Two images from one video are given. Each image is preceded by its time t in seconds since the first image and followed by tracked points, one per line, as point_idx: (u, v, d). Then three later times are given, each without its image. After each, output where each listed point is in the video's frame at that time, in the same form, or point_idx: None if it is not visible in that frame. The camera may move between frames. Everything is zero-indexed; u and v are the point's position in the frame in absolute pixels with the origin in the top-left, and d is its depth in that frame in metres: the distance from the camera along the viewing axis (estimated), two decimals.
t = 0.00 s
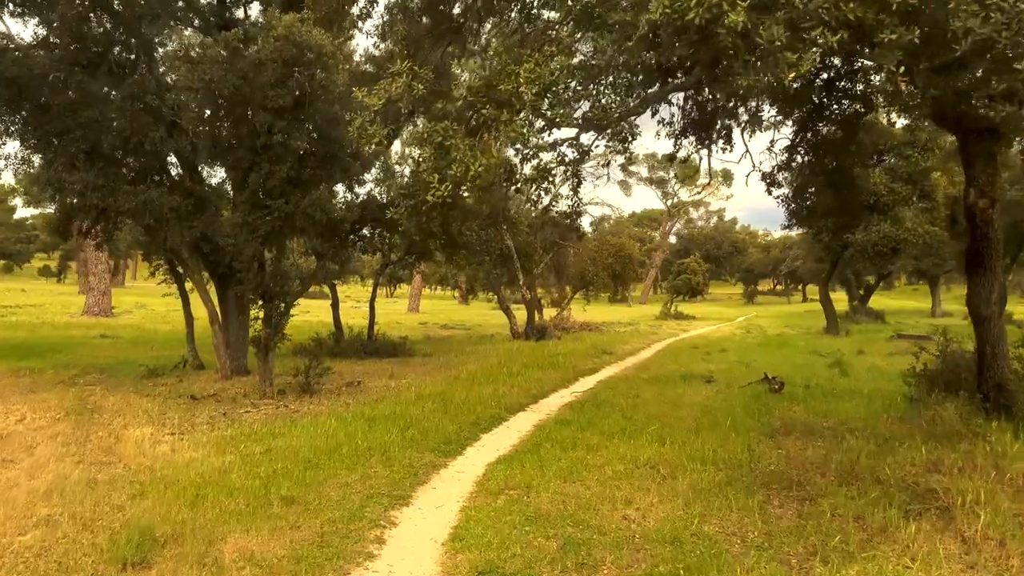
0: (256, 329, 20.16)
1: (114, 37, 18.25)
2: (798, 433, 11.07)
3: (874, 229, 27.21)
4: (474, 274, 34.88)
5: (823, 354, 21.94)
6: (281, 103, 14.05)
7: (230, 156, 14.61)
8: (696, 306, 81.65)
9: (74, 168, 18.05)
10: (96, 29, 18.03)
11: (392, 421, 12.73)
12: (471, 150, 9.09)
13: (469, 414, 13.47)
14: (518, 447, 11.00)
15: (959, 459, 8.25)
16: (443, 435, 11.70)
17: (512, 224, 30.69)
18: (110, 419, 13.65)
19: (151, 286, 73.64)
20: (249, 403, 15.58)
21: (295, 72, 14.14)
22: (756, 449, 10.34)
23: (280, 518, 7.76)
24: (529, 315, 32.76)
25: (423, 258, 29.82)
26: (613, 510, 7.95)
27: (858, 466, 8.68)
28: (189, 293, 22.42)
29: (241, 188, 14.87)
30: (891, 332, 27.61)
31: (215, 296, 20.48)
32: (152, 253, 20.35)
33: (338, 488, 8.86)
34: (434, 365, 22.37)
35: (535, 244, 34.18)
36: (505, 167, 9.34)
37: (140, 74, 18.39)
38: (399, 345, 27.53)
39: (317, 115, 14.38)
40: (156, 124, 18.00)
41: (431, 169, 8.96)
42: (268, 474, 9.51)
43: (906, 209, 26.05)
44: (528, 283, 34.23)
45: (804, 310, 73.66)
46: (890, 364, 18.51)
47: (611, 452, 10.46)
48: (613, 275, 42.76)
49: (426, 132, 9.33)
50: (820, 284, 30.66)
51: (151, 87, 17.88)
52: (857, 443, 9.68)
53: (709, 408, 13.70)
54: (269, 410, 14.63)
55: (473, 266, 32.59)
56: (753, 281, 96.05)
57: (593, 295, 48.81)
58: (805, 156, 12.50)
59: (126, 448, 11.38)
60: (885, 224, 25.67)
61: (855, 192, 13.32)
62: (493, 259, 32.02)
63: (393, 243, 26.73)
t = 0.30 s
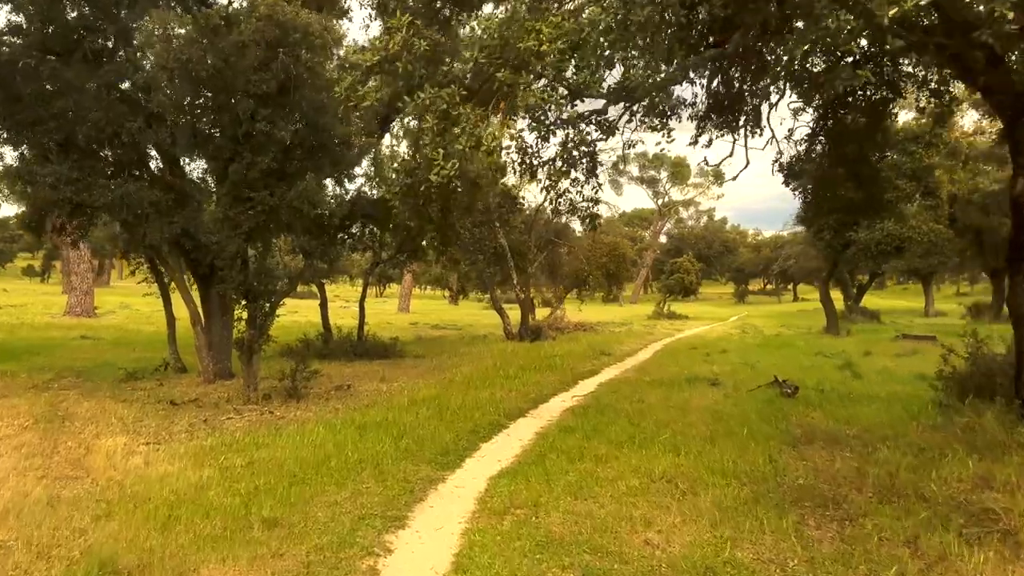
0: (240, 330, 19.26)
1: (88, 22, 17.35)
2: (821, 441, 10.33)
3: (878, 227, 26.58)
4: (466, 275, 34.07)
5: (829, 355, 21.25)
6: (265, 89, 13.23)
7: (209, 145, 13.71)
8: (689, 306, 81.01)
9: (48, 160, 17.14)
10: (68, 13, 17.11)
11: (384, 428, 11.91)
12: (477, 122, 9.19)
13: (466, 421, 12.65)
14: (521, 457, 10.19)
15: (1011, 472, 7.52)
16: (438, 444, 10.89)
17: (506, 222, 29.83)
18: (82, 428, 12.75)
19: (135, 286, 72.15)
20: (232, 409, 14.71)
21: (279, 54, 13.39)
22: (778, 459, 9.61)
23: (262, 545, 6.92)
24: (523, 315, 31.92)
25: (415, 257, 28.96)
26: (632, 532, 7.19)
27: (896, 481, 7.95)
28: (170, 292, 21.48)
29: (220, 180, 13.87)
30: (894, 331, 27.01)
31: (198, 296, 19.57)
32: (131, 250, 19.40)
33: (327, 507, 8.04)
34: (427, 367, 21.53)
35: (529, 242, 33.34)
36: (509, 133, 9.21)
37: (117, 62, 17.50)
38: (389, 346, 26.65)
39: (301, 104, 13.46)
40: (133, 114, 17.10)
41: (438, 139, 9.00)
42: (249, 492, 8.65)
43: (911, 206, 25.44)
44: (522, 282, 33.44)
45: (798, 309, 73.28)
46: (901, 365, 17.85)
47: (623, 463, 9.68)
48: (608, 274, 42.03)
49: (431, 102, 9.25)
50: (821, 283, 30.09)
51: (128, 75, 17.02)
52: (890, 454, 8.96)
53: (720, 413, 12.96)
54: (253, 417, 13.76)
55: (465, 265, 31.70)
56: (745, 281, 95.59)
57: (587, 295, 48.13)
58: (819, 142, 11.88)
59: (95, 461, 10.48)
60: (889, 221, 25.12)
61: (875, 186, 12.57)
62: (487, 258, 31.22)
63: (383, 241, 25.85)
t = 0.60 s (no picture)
0: (220, 332, 18.31)
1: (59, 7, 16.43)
2: (847, 454, 9.58)
3: (880, 225, 25.96)
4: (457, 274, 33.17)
5: (834, 358, 20.51)
6: (243, 73, 12.34)
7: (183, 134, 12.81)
8: (681, 306, 80.28)
9: (16, 152, 16.22)
10: None
11: (373, 440, 11.05)
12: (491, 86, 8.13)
13: (460, 431, 11.78)
14: (523, 473, 9.36)
15: None
16: (431, 457, 10.04)
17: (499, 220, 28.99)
18: (46, 439, 11.82)
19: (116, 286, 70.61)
20: (209, 417, 13.77)
21: (258, 34, 12.49)
22: (804, 476, 8.82)
23: None
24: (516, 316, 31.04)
25: (404, 255, 28.05)
26: (655, 563, 6.37)
27: (944, 502, 7.18)
28: (148, 293, 20.51)
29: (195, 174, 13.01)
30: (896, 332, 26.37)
31: (176, 297, 18.60)
32: (105, 248, 18.45)
33: (309, 534, 7.19)
34: (418, 372, 20.64)
35: (522, 241, 32.50)
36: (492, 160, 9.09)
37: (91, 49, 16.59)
38: (378, 348, 25.72)
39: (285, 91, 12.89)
40: (108, 104, 16.21)
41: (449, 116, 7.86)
42: (223, 515, 7.78)
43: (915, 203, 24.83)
44: (515, 282, 32.59)
45: (790, 309, 72.78)
46: (912, 369, 17.14)
47: (635, 480, 8.87)
48: (600, 274, 41.17)
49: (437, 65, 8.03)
50: (821, 283, 29.41)
51: (102, 62, 16.11)
52: (929, 474, 8.18)
53: (732, 423, 12.15)
54: (232, 427, 12.85)
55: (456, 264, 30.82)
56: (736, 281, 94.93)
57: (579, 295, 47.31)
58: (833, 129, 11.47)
59: (55, 477, 9.59)
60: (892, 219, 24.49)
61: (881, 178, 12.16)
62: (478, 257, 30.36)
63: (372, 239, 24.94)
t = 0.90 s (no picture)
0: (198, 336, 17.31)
1: None
2: (877, 470, 8.77)
3: (883, 222, 25.30)
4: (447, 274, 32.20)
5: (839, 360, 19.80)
6: (217, 54, 11.46)
7: (153, 121, 11.84)
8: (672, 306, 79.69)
9: None
10: None
11: (358, 454, 10.12)
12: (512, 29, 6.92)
13: (454, 443, 10.90)
14: (524, 493, 8.46)
15: None
16: (422, 474, 9.14)
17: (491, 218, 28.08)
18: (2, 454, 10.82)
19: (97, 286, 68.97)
20: (182, 428, 12.86)
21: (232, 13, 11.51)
22: (834, 496, 8.00)
23: None
24: (508, 317, 30.20)
25: (393, 255, 27.08)
26: None
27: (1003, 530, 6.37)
28: (122, 294, 19.44)
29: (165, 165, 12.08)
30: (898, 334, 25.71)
31: (151, 299, 17.59)
32: (76, 246, 17.39)
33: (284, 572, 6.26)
34: (407, 375, 19.78)
35: (514, 239, 31.65)
36: (488, 146, 8.20)
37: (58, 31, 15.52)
38: (365, 351, 24.75)
39: (263, 76, 12.05)
40: (77, 91, 15.15)
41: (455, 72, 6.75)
42: (187, 547, 6.86)
43: (919, 200, 24.18)
44: (506, 282, 31.68)
45: (782, 309, 72.25)
46: (925, 372, 16.42)
47: (649, 501, 8.01)
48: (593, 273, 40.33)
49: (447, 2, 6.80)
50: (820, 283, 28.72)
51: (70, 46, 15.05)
52: (981, 498, 7.36)
53: (746, 433, 11.34)
54: (205, 439, 11.93)
55: (446, 263, 29.94)
56: (727, 281, 94.48)
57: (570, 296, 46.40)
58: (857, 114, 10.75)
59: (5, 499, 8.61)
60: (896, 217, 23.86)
61: (906, 169, 11.46)
62: (469, 256, 29.43)
63: (359, 237, 24.01)
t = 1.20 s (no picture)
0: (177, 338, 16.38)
1: None
2: (912, 483, 8.03)
3: (885, 219, 24.65)
4: (437, 272, 31.37)
5: (845, 360, 19.10)
6: (187, 28, 10.61)
7: (120, 104, 10.99)
8: (663, 305, 79.07)
9: None
10: None
11: (343, 466, 9.30)
12: None
13: (447, 453, 10.04)
14: (528, 510, 7.66)
15: None
16: (411, 488, 8.31)
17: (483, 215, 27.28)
18: None
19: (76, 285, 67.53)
20: (153, 436, 11.96)
21: None
22: (871, 514, 7.20)
23: None
24: (499, 317, 29.37)
25: (381, 252, 26.23)
26: None
27: None
28: (95, 294, 18.48)
29: (129, 151, 11.17)
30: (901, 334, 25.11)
31: (125, 298, 16.68)
32: (44, 242, 16.44)
33: None
34: (396, 377, 18.93)
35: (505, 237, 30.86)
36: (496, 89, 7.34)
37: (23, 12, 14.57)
38: (352, 352, 23.90)
39: (241, 60, 11.31)
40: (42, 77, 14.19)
41: None
42: None
43: (923, 196, 23.53)
44: (499, 281, 30.87)
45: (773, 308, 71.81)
46: (938, 373, 15.72)
47: (667, 521, 7.22)
48: (585, 272, 39.52)
49: None
50: (820, 281, 28.15)
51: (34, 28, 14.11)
52: None
53: (761, 440, 10.54)
54: (176, 449, 11.03)
55: (436, 260, 29.06)
56: (717, 280, 94.09)
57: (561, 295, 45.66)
58: (885, 90, 10.41)
59: None
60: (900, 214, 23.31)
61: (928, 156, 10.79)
62: (461, 254, 28.67)
63: (346, 233, 23.09)
